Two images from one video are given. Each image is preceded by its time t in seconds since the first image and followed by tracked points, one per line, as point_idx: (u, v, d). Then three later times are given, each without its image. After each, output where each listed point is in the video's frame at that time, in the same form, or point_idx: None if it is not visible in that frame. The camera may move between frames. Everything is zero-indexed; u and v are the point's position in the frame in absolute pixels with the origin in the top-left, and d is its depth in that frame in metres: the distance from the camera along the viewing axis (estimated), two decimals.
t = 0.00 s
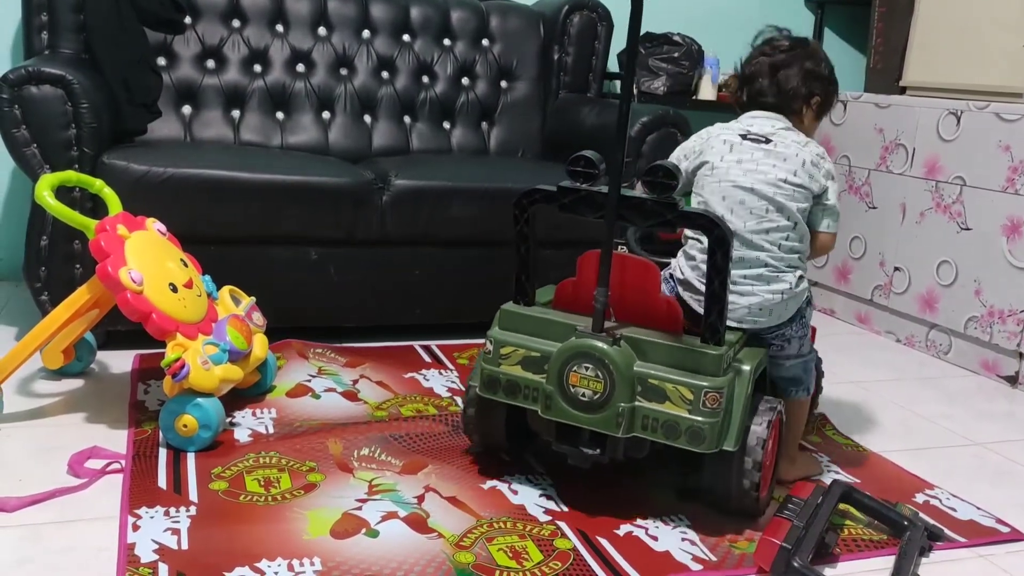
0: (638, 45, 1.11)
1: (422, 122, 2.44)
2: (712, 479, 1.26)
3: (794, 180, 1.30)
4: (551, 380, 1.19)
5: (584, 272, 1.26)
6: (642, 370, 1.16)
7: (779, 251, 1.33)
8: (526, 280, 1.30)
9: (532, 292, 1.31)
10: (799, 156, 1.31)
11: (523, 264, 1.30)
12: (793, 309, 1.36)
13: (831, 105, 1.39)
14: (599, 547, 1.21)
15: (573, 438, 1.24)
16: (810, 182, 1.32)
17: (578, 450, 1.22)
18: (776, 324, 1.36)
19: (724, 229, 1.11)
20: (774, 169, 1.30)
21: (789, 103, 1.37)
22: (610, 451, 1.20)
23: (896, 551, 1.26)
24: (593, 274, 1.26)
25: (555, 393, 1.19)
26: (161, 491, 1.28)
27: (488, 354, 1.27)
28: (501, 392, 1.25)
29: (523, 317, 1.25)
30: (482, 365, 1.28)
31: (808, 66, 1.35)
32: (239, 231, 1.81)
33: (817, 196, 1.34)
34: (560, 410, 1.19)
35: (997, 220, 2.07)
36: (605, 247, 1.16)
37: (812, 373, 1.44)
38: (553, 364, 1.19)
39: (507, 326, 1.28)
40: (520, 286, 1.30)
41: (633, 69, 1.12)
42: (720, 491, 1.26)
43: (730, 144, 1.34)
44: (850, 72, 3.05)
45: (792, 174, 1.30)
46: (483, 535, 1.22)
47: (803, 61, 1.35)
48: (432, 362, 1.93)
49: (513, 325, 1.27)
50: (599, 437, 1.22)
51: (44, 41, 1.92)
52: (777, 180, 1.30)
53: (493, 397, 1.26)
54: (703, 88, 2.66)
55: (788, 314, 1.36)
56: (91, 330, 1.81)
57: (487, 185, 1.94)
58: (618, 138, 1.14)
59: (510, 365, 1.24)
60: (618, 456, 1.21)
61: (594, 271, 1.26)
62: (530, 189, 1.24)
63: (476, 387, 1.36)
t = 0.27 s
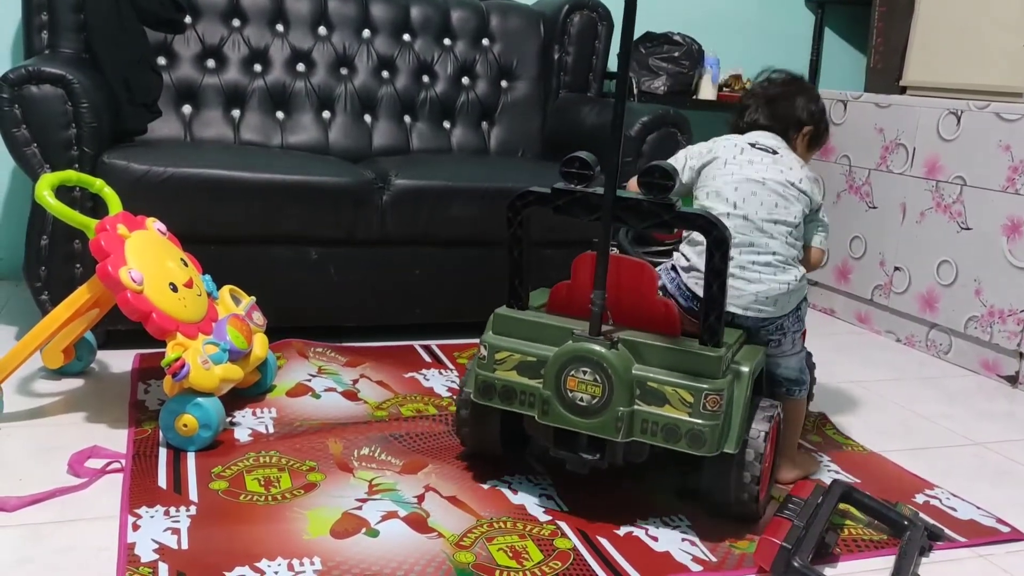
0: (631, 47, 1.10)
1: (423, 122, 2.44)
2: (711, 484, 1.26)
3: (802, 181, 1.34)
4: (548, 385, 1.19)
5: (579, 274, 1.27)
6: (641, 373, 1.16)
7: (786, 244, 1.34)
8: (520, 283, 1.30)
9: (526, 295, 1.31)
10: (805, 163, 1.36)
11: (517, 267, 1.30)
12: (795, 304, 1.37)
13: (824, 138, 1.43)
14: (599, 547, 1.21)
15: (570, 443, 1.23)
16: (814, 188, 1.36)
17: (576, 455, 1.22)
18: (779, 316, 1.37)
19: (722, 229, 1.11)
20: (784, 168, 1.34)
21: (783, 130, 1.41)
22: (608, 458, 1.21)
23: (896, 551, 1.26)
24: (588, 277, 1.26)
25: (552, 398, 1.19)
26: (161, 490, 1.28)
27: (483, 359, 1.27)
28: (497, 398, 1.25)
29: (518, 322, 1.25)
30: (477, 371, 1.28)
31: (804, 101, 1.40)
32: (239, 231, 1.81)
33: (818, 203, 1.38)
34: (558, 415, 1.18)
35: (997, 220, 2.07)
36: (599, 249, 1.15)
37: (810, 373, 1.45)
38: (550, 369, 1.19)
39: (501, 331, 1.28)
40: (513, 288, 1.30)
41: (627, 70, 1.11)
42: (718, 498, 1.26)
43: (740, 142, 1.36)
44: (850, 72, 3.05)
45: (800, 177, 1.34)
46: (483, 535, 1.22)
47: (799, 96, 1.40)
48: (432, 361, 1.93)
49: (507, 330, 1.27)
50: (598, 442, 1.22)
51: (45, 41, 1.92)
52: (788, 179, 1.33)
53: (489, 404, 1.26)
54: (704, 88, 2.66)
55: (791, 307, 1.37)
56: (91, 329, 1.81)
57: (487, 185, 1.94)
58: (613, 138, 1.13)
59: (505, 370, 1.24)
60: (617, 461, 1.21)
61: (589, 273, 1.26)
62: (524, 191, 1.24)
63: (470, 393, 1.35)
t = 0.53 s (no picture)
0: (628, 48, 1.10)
1: (423, 121, 2.44)
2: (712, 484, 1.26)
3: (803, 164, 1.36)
4: (548, 383, 1.19)
5: (578, 273, 1.27)
6: (641, 371, 1.16)
7: (795, 227, 1.36)
8: (519, 282, 1.29)
9: (526, 293, 1.30)
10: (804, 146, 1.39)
11: (516, 266, 1.30)
12: (806, 285, 1.38)
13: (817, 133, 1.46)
14: (600, 547, 1.21)
15: (570, 443, 1.24)
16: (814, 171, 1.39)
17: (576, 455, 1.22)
18: (792, 298, 1.38)
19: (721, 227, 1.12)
20: (786, 152, 1.36)
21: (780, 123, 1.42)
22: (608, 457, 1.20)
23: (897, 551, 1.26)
24: (588, 276, 1.26)
25: (552, 397, 1.19)
26: (162, 490, 1.28)
27: (483, 358, 1.27)
28: (497, 396, 1.25)
29: (519, 320, 1.25)
30: (478, 370, 1.28)
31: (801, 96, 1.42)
32: (239, 231, 1.81)
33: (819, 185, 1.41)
34: (559, 413, 1.19)
35: (998, 220, 2.07)
36: (599, 248, 1.15)
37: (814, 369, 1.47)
38: (550, 367, 1.19)
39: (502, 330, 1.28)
40: (513, 288, 1.29)
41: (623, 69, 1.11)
42: (718, 497, 1.26)
43: (741, 130, 1.38)
44: (850, 72, 3.05)
45: (802, 159, 1.37)
46: (484, 534, 1.22)
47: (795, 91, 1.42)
48: (433, 361, 1.92)
49: (508, 328, 1.26)
50: (598, 440, 1.22)
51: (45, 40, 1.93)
52: (792, 161, 1.35)
53: (489, 402, 1.26)
54: (704, 87, 2.66)
55: (803, 288, 1.38)
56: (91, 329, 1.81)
57: (487, 184, 1.94)
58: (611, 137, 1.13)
59: (506, 369, 1.24)
60: (616, 460, 1.21)
61: (588, 272, 1.26)
62: (523, 190, 1.24)
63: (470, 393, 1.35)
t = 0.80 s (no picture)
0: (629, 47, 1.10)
1: (424, 121, 2.44)
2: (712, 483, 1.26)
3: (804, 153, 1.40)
4: (548, 383, 1.19)
5: (578, 272, 1.27)
6: (641, 371, 1.16)
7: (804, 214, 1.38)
8: (519, 282, 1.29)
9: (526, 293, 1.30)
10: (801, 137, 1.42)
11: (516, 266, 1.30)
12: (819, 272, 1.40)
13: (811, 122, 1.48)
14: (600, 547, 1.21)
15: (570, 444, 1.24)
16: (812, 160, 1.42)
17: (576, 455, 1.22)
18: (807, 284, 1.39)
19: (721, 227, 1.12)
20: (788, 142, 1.39)
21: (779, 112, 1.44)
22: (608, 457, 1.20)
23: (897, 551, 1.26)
24: (588, 276, 1.26)
25: (552, 397, 1.19)
26: (162, 490, 1.28)
27: (483, 358, 1.27)
28: (497, 395, 1.25)
29: (519, 320, 1.25)
30: (478, 370, 1.28)
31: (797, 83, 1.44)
32: (239, 231, 1.81)
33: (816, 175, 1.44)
34: (559, 413, 1.19)
35: (998, 221, 2.07)
36: (599, 248, 1.15)
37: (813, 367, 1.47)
38: (550, 367, 1.19)
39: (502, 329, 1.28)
40: (514, 288, 1.29)
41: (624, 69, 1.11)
42: (718, 497, 1.26)
43: (742, 122, 1.40)
44: (850, 71, 3.05)
45: (803, 148, 1.40)
46: (484, 534, 1.23)
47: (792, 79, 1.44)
48: (433, 361, 1.93)
49: (508, 328, 1.26)
50: (598, 441, 1.22)
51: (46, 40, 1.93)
52: (794, 150, 1.38)
53: (490, 402, 1.26)
54: (704, 87, 2.66)
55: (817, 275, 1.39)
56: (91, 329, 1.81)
57: (487, 184, 1.94)
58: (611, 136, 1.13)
59: (506, 369, 1.24)
60: (616, 461, 1.21)
61: (588, 272, 1.26)
62: (523, 191, 1.24)
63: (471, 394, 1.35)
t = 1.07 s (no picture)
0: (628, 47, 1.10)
1: (424, 121, 2.44)
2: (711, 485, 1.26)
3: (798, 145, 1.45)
4: (546, 386, 1.19)
5: (576, 274, 1.27)
6: (639, 373, 1.16)
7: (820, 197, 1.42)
8: (517, 283, 1.29)
9: (522, 294, 1.30)
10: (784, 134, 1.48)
11: (513, 268, 1.29)
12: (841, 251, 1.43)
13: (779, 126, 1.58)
14: (600, 547, 1.21)
15: (569, 446, 1.23)
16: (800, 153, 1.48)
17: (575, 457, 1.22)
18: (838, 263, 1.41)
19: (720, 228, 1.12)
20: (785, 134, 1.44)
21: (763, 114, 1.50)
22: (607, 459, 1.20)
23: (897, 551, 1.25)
24: (585, 277, 1.27)
25: (550, 400, 1.19)
26: (162, 489, 1.28)
27: (480, 361, 1.27)
28: (494, 399, 1.25)
29: (516, 323, 1.25)
30: (475, 373, 1.28)
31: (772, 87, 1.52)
32: (239, 231, 1.81)
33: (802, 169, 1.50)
34: (556, 416, 1.18)
35: (998, 221, 2.07)
36: (597, 249, 1.15)
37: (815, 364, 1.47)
38: (548, 370, 1.19)
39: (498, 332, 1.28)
40: (511, 289, 1.29)
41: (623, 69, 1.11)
42: (717, 501, 1.26)
43: (744, 115, 1.42)
44: (850, 72, 3.05)
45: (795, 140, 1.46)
46: (484, 535, 1.23)
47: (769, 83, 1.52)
48: (433, 361, 1.93)
49: (505, 331, 1.27)
50: (597, 443, 1.22)
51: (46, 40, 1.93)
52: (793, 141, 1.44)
53: (487, 405, 1.26)
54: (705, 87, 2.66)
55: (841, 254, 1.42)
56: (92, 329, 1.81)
57: (487, 184, 1.94)
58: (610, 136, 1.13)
59: (503, 372, 1.24)
60: (615, 462, 1.21)
61: (585, 273, 1.26)
62: (520, 192, 1.24)
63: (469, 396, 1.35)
